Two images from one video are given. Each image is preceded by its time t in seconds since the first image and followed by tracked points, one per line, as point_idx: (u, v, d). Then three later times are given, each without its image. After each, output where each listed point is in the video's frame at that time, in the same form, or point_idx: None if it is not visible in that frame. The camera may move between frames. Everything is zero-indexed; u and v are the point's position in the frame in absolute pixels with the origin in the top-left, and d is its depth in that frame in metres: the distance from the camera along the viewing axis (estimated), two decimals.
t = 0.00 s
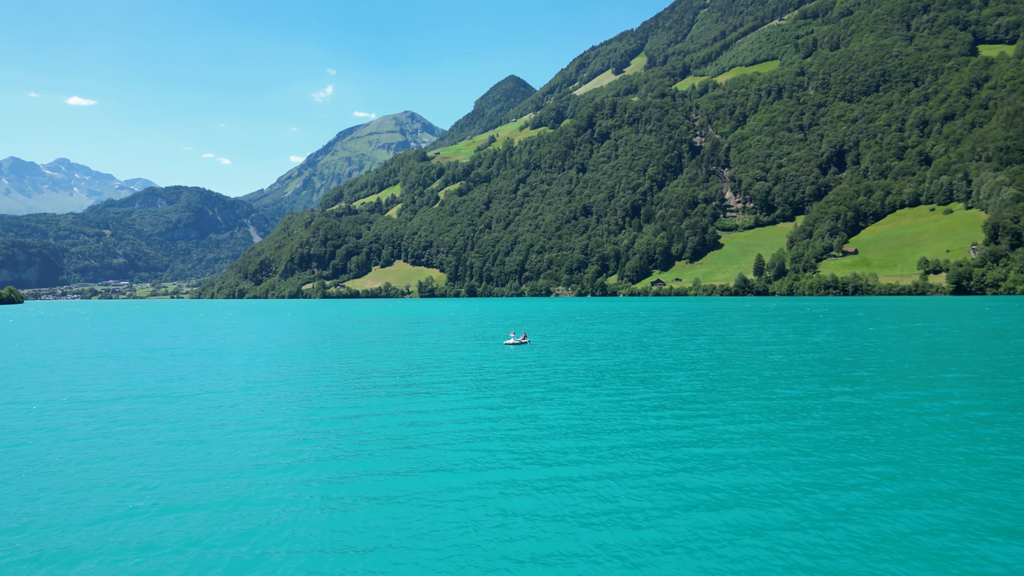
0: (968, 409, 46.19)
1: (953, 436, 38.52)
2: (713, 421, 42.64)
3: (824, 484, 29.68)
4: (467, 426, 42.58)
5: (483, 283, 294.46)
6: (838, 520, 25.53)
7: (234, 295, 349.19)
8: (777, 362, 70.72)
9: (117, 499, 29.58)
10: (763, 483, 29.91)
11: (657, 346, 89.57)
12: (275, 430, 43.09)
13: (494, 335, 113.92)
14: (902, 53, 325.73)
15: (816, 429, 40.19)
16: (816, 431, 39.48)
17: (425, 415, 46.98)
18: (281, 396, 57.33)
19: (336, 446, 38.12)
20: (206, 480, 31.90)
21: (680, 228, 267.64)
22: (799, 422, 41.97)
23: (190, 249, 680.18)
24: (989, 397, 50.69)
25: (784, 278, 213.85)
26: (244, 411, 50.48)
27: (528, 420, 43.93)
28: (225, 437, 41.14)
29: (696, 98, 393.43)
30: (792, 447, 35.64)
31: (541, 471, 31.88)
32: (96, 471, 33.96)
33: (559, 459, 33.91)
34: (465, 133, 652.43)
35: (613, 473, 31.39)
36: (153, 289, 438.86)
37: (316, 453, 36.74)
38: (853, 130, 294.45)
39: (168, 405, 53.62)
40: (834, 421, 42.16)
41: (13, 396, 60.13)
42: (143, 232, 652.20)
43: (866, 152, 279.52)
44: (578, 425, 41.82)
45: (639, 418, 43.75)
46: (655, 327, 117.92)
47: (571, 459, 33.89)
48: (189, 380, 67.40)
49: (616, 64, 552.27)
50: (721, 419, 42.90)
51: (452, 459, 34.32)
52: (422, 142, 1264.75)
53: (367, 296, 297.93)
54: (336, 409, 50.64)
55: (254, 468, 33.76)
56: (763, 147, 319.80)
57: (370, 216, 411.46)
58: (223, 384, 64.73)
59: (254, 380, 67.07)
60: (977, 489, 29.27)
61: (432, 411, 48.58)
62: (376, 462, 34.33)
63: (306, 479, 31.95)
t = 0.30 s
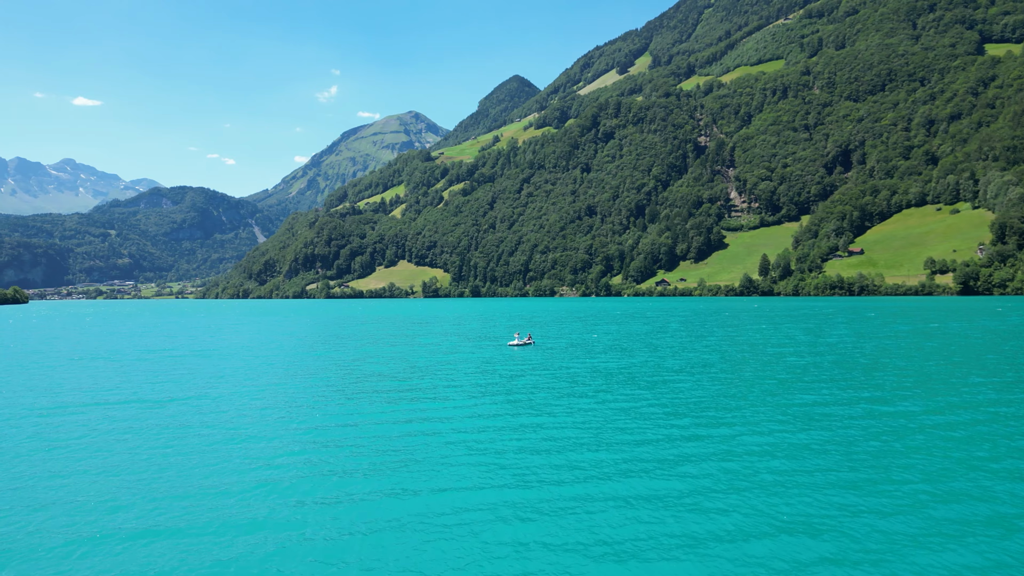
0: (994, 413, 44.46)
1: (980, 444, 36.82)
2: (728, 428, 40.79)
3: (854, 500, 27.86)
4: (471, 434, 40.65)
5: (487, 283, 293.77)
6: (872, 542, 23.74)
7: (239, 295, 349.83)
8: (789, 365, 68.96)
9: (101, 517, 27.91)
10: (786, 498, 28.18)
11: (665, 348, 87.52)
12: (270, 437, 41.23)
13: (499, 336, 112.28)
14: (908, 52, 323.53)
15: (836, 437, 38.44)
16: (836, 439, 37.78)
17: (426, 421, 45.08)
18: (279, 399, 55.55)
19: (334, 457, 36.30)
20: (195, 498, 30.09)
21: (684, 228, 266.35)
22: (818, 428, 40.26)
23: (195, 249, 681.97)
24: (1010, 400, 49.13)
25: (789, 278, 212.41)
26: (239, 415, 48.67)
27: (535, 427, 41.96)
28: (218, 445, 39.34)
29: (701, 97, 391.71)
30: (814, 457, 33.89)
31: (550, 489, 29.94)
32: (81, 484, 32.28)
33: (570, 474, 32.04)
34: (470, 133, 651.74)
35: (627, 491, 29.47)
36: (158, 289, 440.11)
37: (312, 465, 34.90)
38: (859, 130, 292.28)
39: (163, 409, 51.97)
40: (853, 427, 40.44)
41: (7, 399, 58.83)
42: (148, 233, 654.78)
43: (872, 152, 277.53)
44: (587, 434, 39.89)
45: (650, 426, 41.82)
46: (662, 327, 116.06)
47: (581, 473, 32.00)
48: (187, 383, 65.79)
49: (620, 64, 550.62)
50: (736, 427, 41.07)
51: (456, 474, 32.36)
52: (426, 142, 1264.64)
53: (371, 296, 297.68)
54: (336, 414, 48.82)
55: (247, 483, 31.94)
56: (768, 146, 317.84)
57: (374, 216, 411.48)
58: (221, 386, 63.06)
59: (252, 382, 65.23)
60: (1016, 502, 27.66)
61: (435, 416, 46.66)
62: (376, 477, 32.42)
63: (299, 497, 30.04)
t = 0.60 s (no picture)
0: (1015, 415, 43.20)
1: (987, 443, 36.22)
2: (730, 428, 40.18)
3: (858, 498, 27.39)
4: (469, 435, 39.90)
5: (491, 284, 293.16)
6: (877, 540, 23.27)
7: (243, 295, 350.20)
8: (793, 364, 68.30)
9: (91, 517, 27.47)
10: (789, 496, 27.68)
11: (668, 348, 86.75)
12: (266, 440, 40.62)
13: (501, 336, 111.65)
14: (914, 51, 321.33)
15: (840, 436, 37.94)
16: (840, 438, 37.24)
17: (424, 423, 44.36)
18: (277, 403, 54.89)
19: (329, 458, 35.65)
20: (188, 497, 29.57)
21: (689, 228, 265.07)
22: (821, 427, 39.78)
23: (200, 249, 683.60)
24: None
25: (794, 278, 211.19)
26: (236, 420, 48.09)
27: (533, 428, 41.22)
28: (213, 448, 38.80)
29: (705, 96, 390.12)
30: (817, 455, 33.43)
31: (548, 487, 29.32)
32: (73, 485, 31.81)
33: (568, 472, 31.39)
34: (474, 133, 651.17)
35: (627, 488, 28.86)
36: (163, 289, 440.75)
37: (307, 467, 34.31)
38: (865, 129, 290.30)
39: (160, 412, 51.51)
40: (857, 427, 39.92)
41: (7, 401, 58.58)
42: (153, 233, 656.53)
43: (878, 151, 275.57)
44: (586, 434, 39.17)
45: (651, 426, 41.07)
46: (665, 327, 115.37)
47: (585, 474, 30.93)
48: (186, 386, 65.36)
49: (624, 64, 549.35)
50: (738, 426, 40.46)
51: (452, 475, 31.68)
52: (430, 142, 1263.88)
53: (375, 296, 297.26)
54: (333, 418, 48.16)
55: (240, 483, 31.40)
56: (773, 145, 315.95)
57: (378, 216, 411.25)
58: (220, 389, 62.62)
59: (251, 386, 64.69)
60: None
61: (433, 419, 45.94)
62: (371, 476, 31.78)
63: (292, 496, 29.41)
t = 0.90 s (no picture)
0: None
1: (1003, 452, 35.16)
2: (743, 435, 39.03)
3: (878, 514, 26.16)
4: (476, 441, 38.64)
5: (495, 284, 292.40)
6: (913, 557, 22.40)
7: (247, 295, 350.62)
8: (803, 367, 67.05)
9: (82, 530, 26.19)
10: (806, 510, 26.50)
11: (676, 350, 85.19)
12: (267, 445, 39.25)
13: (505, 337, 110.51)
14: (920, 50, 319.11)
15: (853, 444, 36.79)
16: (854, 445, 36.08)
17: (431, 427, 42.95)
18: (277, 404, 53.50)
19: (334, 466, 34.45)
20: (183, 509, 28.29)
21: (694, 228, 263.55)
22: (834, 436, 38.66)
23: (205, 249, 685.05)
24: None
25: (800, 278, 209.60)
26: (236, 421, 46.72)
27: (543, 435, 39.80)
28: (212, 453, 37.46)
29: (710, 96, 388.76)
30: (831, 465, 32.25)
31: (561, 501, 28.12)
32: (63, 495, 30.58)
33: (580, 485, 30.09)
34: (478, 133, 650.68)
35: (640, 503, 27.63)
36: (168, 289, 441.71)
37: (311, 475, 33.06)
38: (870, 129, 288.35)
39: (159, 414, 50.23)
40: (869, 433, 38.91)
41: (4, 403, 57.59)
42: (157, 233, 658.71)
43: (884, 151, 273.65)
44: (599, 441, 37.83)
45: (663, 432, 39.73)
46: (672, 329, 113.83)
47: (603, 485, 29.88)
48: (186, 386, 64.15)
49: (628, 64, 547.95)
50: (752, 433, 39.29)
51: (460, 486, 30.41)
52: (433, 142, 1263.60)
53: (379, 296, 296.89)
54: (337, 419, 46.91)
55: (240, 493, 30.14)
56: (778, 145, 314.06)
57: (382, 216, 411.07)
58: (219, 391, 61.22)
59: (251, 386, 63.32)
60: None
61: (439, 422, 44.50)
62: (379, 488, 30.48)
63: (298, 509, 28.19)
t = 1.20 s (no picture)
0: None
1: (1021, 462, 34.19)
2: (754, 443, 38.02)
3: (896, 532, 25.21)
4: (484, 447, 37.45)
5: (498, 283, 291.28)
6: None
7: (251, 295, 350.71)
8: (811, 370, 65.99)
9: (74, 538, 25.22)
10: (826, 529, 25.46)
11: (682, 351, 83.98)
12: (269, 447, 38.21)
13: (509, 338, 109.48)
14: (926, 49, 316.86)
15: (869, 453, 35.94)
16: (868, 456, 35.10)
17: (437, 431, 41.74)
18: (279, 405, 52.45)
19: (337, 472, 33.40)
20: (181, 516, 27.42)
21: (698, 227, 262.39)
22: (846, 444, 37.69)
23: (208, 249, 685.88)
24: None
25: (805, 278, 208.25)
26: (236, 422, 45.68)
27: (551, 441, 38.67)
28: (212, 455, 36.43)
29: (714, 95, 387.51)
30: (846, 478, 31.30)
31: (573, 516, 27.07)
32: (56, 499, 29.63)
33: (593, 497, 29.00)
34: (481, 133, 649.69)
35: (658, 517, 26.80)
36: (172, 288, 442.12)
37: (313, 482, 31.99)
38: (875, 128, 286.78)
39: (158, 414, 49.27)
40: (883, 443, 37.94)
41: (6, 403, 57.03)
42: (161, 232, 660.65)
43: (888, 151, 271.98)
44: (609, 449, 36.72)
45: (673, 440, 38.67)
46: (677, 329, 112.69)
47: (622, 497, 28.90)
48: (185, 386, 63.13)
49: (632, 64, 546.55)
50: (763, 441, 38.25)
51: (467, 498, 29.33)
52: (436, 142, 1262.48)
53: (382, 296, 296.50)
54: (340, 421, 45.76)
55: (241, 500, 29.16)
56: (782, 144, 312.33)
57: (385, 216, 410.74)
58: (219, 390, 60.28)
59: (252, 386, 62.25)
60: None
61: (445, 426, 43.31)
62: (384, 499, 29.43)
63: (300, 518, 27.21)
